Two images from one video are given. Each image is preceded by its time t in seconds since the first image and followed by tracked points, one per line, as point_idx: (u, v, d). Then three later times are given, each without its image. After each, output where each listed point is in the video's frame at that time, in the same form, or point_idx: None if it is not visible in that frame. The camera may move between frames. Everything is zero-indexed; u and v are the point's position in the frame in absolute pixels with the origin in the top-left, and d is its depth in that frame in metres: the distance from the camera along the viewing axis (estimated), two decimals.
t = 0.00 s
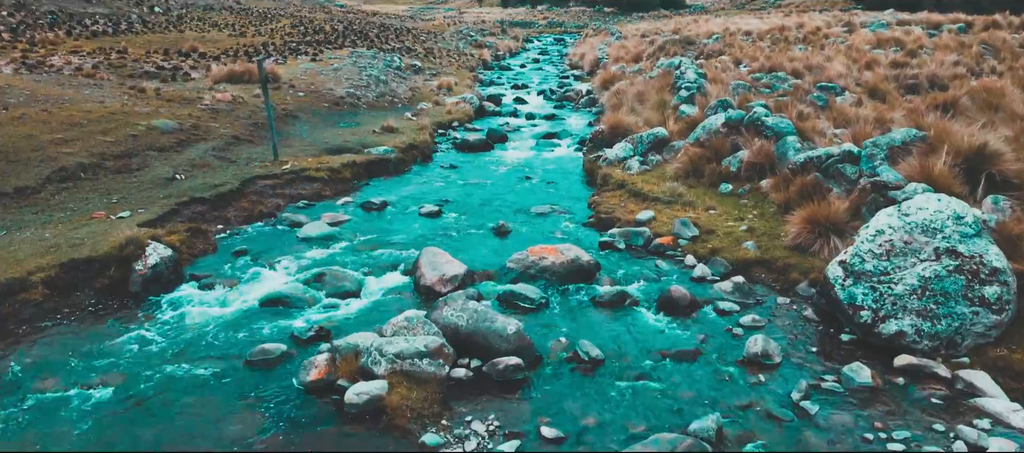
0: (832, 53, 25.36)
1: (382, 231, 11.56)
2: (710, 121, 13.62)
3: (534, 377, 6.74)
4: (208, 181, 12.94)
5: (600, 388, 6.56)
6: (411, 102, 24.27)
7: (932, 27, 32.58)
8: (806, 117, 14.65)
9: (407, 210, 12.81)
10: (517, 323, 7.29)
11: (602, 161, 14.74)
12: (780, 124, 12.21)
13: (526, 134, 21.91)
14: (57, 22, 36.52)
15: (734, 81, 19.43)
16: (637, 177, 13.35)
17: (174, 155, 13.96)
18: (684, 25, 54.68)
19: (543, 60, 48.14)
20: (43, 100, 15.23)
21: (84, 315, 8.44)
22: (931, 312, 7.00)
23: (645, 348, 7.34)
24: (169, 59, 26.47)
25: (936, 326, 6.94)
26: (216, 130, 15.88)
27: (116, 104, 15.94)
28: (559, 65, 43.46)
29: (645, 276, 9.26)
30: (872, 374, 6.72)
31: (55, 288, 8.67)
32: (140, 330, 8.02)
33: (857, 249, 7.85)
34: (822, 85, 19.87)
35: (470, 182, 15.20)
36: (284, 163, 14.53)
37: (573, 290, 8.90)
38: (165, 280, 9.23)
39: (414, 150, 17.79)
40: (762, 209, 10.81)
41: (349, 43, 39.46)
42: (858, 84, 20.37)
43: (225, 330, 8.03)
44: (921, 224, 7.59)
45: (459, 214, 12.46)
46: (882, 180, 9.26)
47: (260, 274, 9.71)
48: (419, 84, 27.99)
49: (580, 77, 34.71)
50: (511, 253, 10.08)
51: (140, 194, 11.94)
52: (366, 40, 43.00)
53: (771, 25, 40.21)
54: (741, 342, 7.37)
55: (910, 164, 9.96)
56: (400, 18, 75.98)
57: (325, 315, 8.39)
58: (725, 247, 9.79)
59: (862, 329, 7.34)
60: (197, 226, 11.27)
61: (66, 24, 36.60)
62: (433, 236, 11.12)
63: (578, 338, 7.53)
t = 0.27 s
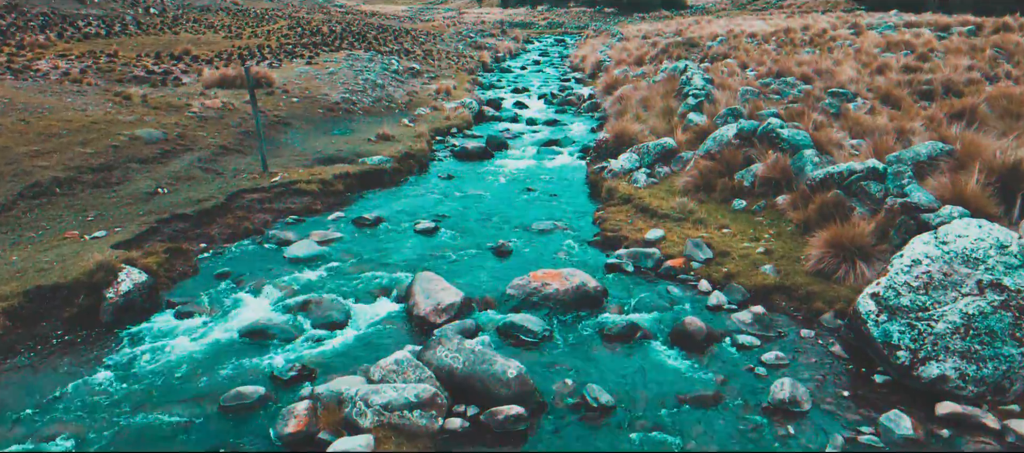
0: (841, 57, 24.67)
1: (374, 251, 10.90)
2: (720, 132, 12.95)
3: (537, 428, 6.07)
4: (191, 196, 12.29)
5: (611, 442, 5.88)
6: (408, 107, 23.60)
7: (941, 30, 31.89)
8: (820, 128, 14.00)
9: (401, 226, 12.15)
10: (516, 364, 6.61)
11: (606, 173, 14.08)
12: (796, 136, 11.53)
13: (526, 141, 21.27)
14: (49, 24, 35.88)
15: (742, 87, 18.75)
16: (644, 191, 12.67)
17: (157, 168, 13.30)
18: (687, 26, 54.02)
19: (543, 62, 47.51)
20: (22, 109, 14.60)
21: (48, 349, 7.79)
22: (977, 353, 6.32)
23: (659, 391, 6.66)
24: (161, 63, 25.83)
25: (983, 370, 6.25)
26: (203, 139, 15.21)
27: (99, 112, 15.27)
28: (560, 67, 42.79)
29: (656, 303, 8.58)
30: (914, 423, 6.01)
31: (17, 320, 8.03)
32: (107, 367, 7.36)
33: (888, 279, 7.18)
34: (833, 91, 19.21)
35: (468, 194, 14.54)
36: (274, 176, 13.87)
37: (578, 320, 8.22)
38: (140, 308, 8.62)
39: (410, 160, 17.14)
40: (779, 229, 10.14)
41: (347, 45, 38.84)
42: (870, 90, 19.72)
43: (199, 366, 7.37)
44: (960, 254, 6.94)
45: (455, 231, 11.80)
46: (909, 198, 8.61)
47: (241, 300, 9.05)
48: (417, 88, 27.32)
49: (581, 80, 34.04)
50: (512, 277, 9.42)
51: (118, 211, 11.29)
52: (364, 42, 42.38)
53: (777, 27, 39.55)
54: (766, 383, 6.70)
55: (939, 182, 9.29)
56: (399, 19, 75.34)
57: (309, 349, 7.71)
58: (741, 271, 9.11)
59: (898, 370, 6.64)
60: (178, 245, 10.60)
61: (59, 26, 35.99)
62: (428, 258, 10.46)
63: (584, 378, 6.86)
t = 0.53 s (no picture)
0: (851, 61, 23.94)
1: (365, 275, 10.17)
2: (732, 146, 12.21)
3: None
4: (172, 213, 11.54)
5: None
6: (405, 113, 22.87)
7: (951, 33, 31.19)
8: (838, 141, 13.27)
9: (395, 246, 11.42)
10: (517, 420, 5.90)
11: (611, 187, 13.36)
12: (816, 152, 10.79)
13: (527, 149, 20.55)
14: (39, 26, 35.12)
15: (752, 94, 18.03)
16: (652, 207, 11.93)
17: (137, 183, 12.56)
18: (689, 28, 53.31)
19: (544, 64, 46.81)
20: None
21: None
22: None
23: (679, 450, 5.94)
24: (151, 67, 25.11)
25: None
26: (188, 150, 14.47)
27: (78, 123, 14.53)
28: (561, 70, 42.07)
29: (670, 339, 7.84)
30: None
31: None
32: (61, 420, 6.61)
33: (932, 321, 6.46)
34: (846, 98, 18.49)
35: (465, 209, 13.81)
36: (261, 190, 13.13)
37: (586, 360, 7.48)
38: (105, 346, 7.83)
39: (406, 170, 16.41)
40: (801, 254, 9.41)
41: (344, 48, 38.12)
42: (884, 97, 19.01)
43: (165, 418, 6.64)
44: (1015, 294, 6.21)
45: (452, 252, 11.06)
46: (948, 227, 7.89)
47: (217, 335, 8.32)
48: (415, 93, 26.59)
49: (583, 84, 33.32)
50: (513, 309, 8.69)
51: (91, 231, 10.57)
52: (362, 44, 41.67)
53: (782, 30, 38.84)
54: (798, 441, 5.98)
55: (977, 206, 8.57)
56: (398, 20, 74.60)
57: (288, 396, 6.97)
58: (762, 302, 8.37)
59: (948, 426, 5.91)
60: (153, 271, 9.87)
61: (50, 29, 35.27)
62: (422, 284, 9.72)
63: (595, 435, 6.14)
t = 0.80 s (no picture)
0: (861, 65, 23.28)
1: (356, 300, 9.50)
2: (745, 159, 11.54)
3: None
4: (151, 231, 10.87)
5: None
6: (402, 119, 22.20)
7: (961, 35, 30.53)
8: (857, 153, 12.60)
9: (388, 266, 10.75)
10: None
11: (617, 201, 12.71)
12: (838, 168, 10.10)
13: (528, 157, 19.89)
14: (30, 28, 34.45)
15: (761, 101, 17.37)
16: (661, 225, 11.27)
17: (115, 197, 11.88)
18: (691, 29, 52.66)
19: (545, 66, 46.14)
20: None
21: None
22: None
23: None
24: (142, 71, 24.45)
25: None
26: (172, 162, 13.81)
27: (57, 133, 13.86)
28: (562, 72, 41.40)
29: (686, 379, 7.16)
30: None
31: None
32: None
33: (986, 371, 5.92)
34: (859, 104, 17.82)
35: (464, 224, 13.14)
36: (248, 205, 12.46)
37: (594, 403, 6.81)
38: (67, 386, 7.22)
39: (402, 181, 15.73)
40: (824, 280, 8.73)
41: (341, 50, 37.47)
42: (898, 104, 18.35)
43: None
44: None
45: (449, 273, 10.40)
46: (989, 256, 7.24)
47: (192, 370, 7.68)
48: (413, 98, 25.92)
49: (585, 87, 32.65)
50: (514, 342, 8.01)
51: (63, 252, 9.91)
52: (360, 46, 41.01)
53: (787, 32, 38.18)
54: None
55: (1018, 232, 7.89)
56: (397, 20, 73.93)
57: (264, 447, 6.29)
58: (785, 336, 7.71)
59: None
60: (127, 297, 9.20)
61: (41, 31, 34.61)
62: (416, 310, 9.06)
63: None
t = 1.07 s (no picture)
0: (872, 70, 22.62)
1: (344, 328, 8.83)
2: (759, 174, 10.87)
3: None
4: (127, 251, 10.20)
5: None
6: (399, 126, 21.53)
7: (971, 38, 29.89)
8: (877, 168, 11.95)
9: (380, 289, 10.07)
10: None
11: (623, 217, 12.05)
12: (861, 186, 9.41)
13: (528, 165, 19.24)
14: (21, 30, 33.77)
15: (771, 109, 16.70)
16: (671, 244, 10.59)
17: (92, 214, 11.19)
18: (694, 31, 52.03)
19: (545, 68, 45.49)
20: None
21: None
22: None
23: None
24: (132, 75, 23.79)
25: None
26: (155, 174, 13.14)
27: (34, 145, 13.24)
28: (563, 75, 40.74)
29: (705, 427, 6.49)
30: None
31: None
32: None
33: None
34: (872, 111, 17.17)
35: (462, 241, 12.47)
36: (233, 221, 11.79)
37: None
38: (22, 434, 6.53)
39: (398, 192, 15.07)
40: (850, 311, 8.05)
41: (338, 53, 36.83)
42: (913, 111, 17.70)
43: None
44: None
45: (445, 297, 9.73)
46: None
47: (161, 414, 7.00)
48: (410, 103, 25.24)
49: (586, 91, 31.98)
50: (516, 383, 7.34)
51: (30, 276, 9.25)
52: (357, 48, 40.36)
53: (792, 34, 37.51)
54: None
55: None
56: (396, 21, 73.24)
57: None
58: (811, 375, 7.04)
59: None
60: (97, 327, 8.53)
61: (32, 33, 33.94)
62: (409, 341, 8.39)
63: None
